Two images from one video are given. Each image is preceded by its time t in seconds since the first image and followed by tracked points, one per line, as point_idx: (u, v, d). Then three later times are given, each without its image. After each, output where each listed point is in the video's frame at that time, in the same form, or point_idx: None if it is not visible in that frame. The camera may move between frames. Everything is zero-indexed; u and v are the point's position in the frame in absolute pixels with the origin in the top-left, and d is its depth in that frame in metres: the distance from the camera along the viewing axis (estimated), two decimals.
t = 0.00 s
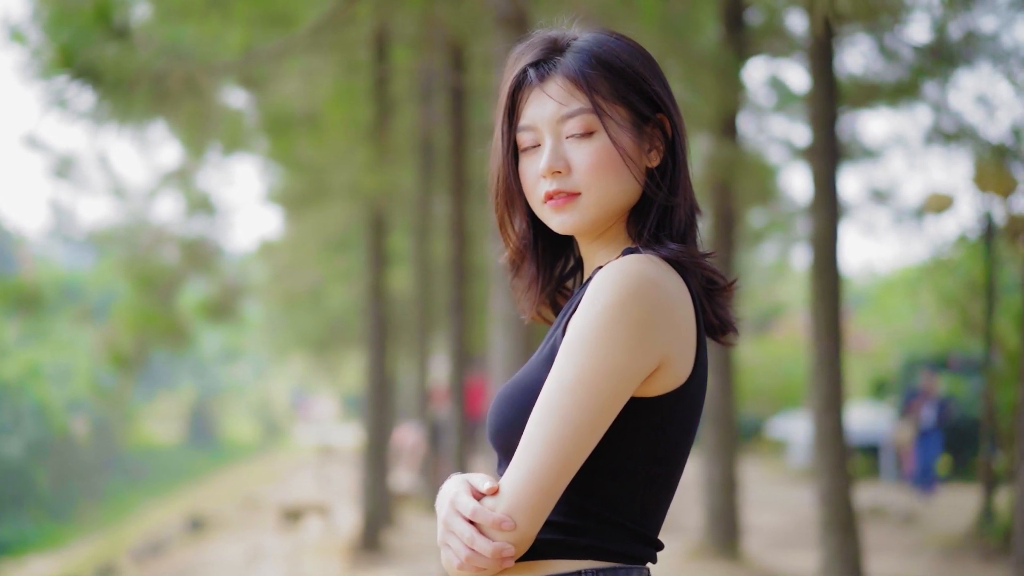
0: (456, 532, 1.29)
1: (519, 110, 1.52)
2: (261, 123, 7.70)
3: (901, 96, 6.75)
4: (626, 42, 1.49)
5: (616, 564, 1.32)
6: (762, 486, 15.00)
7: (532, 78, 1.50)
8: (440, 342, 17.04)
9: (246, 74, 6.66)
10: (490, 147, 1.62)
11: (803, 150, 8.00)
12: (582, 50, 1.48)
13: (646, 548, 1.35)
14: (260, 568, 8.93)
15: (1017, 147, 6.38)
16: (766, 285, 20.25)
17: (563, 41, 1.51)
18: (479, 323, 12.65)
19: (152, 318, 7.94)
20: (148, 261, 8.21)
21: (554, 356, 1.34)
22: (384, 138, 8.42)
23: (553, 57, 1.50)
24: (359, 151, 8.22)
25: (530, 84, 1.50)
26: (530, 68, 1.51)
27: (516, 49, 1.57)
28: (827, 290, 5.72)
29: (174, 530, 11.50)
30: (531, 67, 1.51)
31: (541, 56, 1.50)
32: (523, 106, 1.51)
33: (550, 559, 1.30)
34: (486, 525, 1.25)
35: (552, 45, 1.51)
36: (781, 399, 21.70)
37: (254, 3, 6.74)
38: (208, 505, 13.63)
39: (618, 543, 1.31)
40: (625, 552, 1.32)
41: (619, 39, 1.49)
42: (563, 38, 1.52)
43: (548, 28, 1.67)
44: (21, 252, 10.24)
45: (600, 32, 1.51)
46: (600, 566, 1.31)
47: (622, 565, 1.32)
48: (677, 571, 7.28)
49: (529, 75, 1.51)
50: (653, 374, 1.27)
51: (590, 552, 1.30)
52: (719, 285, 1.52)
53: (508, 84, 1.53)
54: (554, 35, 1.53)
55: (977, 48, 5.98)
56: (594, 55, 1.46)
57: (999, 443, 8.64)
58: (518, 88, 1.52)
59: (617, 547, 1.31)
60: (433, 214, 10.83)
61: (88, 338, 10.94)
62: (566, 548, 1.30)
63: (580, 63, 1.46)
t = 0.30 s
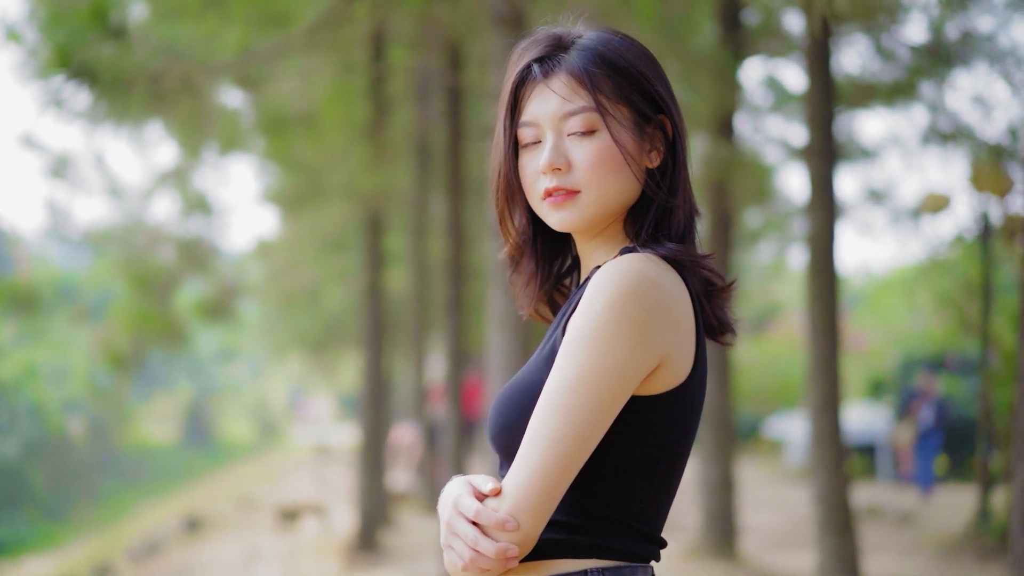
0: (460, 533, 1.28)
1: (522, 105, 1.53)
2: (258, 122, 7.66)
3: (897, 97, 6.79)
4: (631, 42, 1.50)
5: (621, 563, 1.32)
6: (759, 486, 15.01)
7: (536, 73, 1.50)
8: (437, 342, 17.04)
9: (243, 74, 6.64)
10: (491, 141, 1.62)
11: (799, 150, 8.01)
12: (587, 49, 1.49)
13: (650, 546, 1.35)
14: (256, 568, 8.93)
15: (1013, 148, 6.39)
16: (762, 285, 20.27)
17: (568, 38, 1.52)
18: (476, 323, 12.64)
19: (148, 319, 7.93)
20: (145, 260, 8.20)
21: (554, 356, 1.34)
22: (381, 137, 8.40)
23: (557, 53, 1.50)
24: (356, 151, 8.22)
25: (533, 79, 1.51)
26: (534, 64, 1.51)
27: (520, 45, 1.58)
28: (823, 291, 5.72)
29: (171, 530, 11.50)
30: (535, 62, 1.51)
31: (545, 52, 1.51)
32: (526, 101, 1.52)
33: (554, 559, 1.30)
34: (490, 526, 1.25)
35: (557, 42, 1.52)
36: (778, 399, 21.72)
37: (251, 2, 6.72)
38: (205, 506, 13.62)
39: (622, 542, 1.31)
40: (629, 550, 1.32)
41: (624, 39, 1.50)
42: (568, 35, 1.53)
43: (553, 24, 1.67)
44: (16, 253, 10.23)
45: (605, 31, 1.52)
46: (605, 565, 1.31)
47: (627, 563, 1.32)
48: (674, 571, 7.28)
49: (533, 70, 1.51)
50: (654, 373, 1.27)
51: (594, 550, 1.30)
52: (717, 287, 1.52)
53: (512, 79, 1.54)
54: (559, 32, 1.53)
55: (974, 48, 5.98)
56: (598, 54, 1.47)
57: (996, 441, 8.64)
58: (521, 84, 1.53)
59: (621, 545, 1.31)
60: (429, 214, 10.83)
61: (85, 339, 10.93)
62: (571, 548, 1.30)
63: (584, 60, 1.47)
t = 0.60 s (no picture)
0: (470, 536, 1.28)
1: (523, 101, 1.56)
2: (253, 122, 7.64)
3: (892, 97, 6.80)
4: (634, 43, 1.55)
5: (630, 561, 1.32)
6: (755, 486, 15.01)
7: (539, 68, 1.55)
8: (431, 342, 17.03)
9: (238, 73, 6.62)
10: (490, 137, 1.65)
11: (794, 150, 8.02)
12: (590, 47, 1.54)
13: (656, 543, 1.36)
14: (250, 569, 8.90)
15: (1007, 147, 6.40)
16: (756, 285, 20.30)
17: (571, 36, 1.56)
18: (471, 323, 12.62)
19: (141, 319, 7.92)
20: (140, 260, 8.16)
21: (556, 355, 1.34)
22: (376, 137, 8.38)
23: (561, 50, 1.55)
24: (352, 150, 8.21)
25: (536, 74, 1.55)
26: (538, 59, 1.56)
27: (523, 41, 1.62)
28: (819, 290, 5.72)
29: (165, 530, 11.46)
30: (539, 58, 1.56)
31: (549, 48, 1.56)
32: (527, 97, 1.56)
33: (563, 559, 1.30)
34: (500, 528, 1.24)
35: (560, 40, 1.56)
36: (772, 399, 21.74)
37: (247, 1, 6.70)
38: (200, 506, 13.58)
39: (630, 540, 1.31)
40: (638, 547, 1.32)
41: (627, 39, 1.55)
42: (571, 33, 1.57)
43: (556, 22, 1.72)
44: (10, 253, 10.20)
45: (608, 30, 1.56)
46: (615, 563, 1.31)
47: (636, 561, 1.32)
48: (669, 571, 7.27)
49: (536, 65, 1.55)
50: (658, 369, 1.27)
51: (603, 550, 1.30)
52: (713, 288, 1.53)
53: (515, 74, 1.58)
54: (564, 29, 1.58)
55: (969, 48, 6.00)
56: (601, 52, 1.51)
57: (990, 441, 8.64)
58: (523, 79, 1.57)
59: (629, 543, 1.31)
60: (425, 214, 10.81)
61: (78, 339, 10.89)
62: (580, 547, 1.30)
63: (587, 58, 1.51)
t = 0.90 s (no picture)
0: (485, 540, 1.29)
1: (520, 96, 1.55)
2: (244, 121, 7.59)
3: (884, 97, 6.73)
4: (634, 44, 1.53)
5: (643, 559, 1.35)
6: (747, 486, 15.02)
7: (540, 64, 1.53)
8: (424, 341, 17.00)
9: (231, 73, 6.56)
10: (485, 130, 1.63)
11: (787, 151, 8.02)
12: (589, 45, 1.52)
13: (664, 537, 1.39)
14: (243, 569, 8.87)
15: (999, 148, 6.42)
16: (749, 284, 20.31)
17: (571, 34, 1.55)
18: (463, 323, 12.60)
19: (135, 318, 7.82)
20: (132, 259, 8.05)
21: (556, 357, 1.35)
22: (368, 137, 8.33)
23: (561, 47, 1.53)
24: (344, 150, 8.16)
25: (536, 70, 1.53)
26: (538, 55, 1.54)
27: (521, 37, 1.60)
28: (811, 290, 5.70)
29: (157, 531, 11.39)
30: (539, 54, 1.54)
31: (548, 45, 1.54)
32: (525, 92, 1.54)
33: (579, 558, 1.33)
34: (516, 530, 1.25)
35: (560, 37, 1.55)
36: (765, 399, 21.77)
37: None
38: (192, 507, 13.51)
39: (642, 537, 1.35)
40: (649, 544, 1.35)
41: (627, 41, 1.53)
42: (570, 30, 1.56)
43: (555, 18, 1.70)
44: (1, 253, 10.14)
45: (608, 30, 1.54)
46: (631, 563, 1.34)
47: (648, 558, 1.36)
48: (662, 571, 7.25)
49: (537, 61, 1.53)
50: (663, 366, 1.29)
51: (617, 548, 1.33)
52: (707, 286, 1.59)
53: (513, 69, 1.55)
54: (563, 27, 1.56)
55: (962, 48, 6.02)
56: (601, 51, 1.49)
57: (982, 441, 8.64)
58: (521, 74, 1.55)
59: (641, 541, 1.34)
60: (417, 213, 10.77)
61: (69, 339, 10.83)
62: (594, 546, 1.32)
63: (587, 57, 1.49)
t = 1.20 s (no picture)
0: (505, 546, 1.30)
1: (510, 94, 1.55)
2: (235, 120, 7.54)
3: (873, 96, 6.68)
4: (624, 48, 1.55)
5: (658, 559, 1.40)
6: (737, 485, 15.04)
7: (533, 63, 1.53)
8: (414, 341, 16.96)
9: (220, 71, 6.51)
10: (474, 127, 1.63)
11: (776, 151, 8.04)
12: (582, 46, 1.53)
13: (673, 534, 1.43)
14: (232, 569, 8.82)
15: (987, 148, 6.47)
16: (738, 284, 20.34)
17: (564, 34, 1.56)
18: (453, 322, 12.57)
19: (125, 318, 7.75)
20: (121, 258, 8.02)
21: (561, 360, 1.39)
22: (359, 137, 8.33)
23: (554, 47, 1.54)
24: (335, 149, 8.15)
25: (530, 68, 1.53)
26: (531, 54, 1.54)
27: (513, 36, 1.61)
28: (801, 290, 5.70)
29: (146, 532, 11.33)
30: (532, 53, 1.54)
31: (541, 44, 1.54)
32: (515, 90, 1.54)
33: (597, 560, 1.36)
34: (539, 534, 1.26)
35: (553, 37, 1.55)
36: (754, 399, 21.81)
37: None
38: (180, 508, 13.42)
39: (656, 536, 1.39)
40: (662, 542, 1.40)
41: (619, 44, 1.55)
42: (563, 31, 1.56)
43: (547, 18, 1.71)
44: None
45: (601, 31, 1.56)
46: (647, 562, 1.38)
47: (662, 557, 1.40)
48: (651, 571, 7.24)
49: (530, 60, 1.54)
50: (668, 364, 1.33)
51: (633, 547, 1.37)
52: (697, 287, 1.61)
53: (505, 68, 1.56)
54: (556, 27, 1.57)
55: (951, 48, 6.04)
56: (594, 52, 1.51)
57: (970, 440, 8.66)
58: (513, 72, 1.55)
59: (656, 540, 1.39)
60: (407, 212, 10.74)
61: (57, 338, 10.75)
62: (612, 546, 1.36)
63: (581, 57, 1.50)
